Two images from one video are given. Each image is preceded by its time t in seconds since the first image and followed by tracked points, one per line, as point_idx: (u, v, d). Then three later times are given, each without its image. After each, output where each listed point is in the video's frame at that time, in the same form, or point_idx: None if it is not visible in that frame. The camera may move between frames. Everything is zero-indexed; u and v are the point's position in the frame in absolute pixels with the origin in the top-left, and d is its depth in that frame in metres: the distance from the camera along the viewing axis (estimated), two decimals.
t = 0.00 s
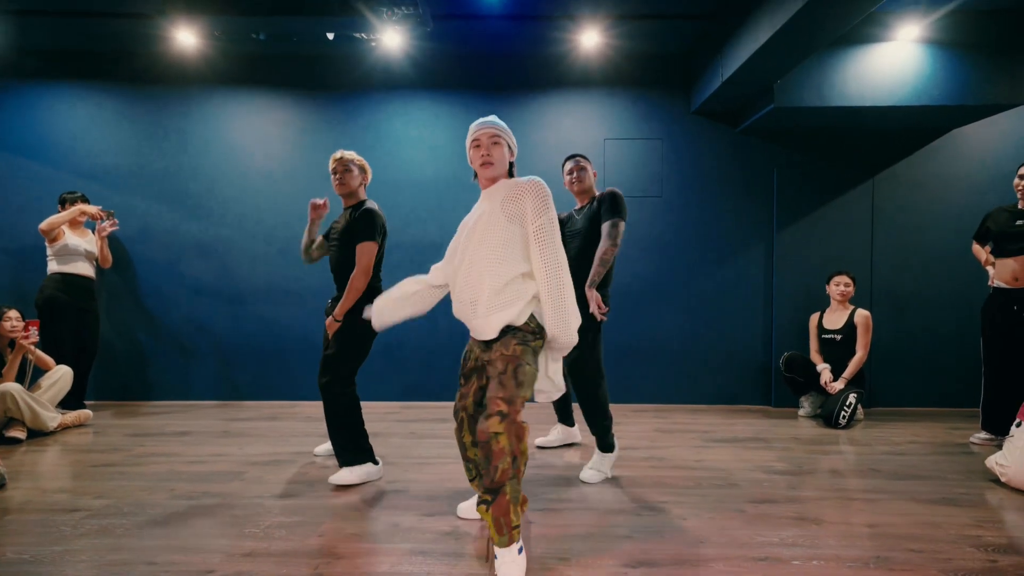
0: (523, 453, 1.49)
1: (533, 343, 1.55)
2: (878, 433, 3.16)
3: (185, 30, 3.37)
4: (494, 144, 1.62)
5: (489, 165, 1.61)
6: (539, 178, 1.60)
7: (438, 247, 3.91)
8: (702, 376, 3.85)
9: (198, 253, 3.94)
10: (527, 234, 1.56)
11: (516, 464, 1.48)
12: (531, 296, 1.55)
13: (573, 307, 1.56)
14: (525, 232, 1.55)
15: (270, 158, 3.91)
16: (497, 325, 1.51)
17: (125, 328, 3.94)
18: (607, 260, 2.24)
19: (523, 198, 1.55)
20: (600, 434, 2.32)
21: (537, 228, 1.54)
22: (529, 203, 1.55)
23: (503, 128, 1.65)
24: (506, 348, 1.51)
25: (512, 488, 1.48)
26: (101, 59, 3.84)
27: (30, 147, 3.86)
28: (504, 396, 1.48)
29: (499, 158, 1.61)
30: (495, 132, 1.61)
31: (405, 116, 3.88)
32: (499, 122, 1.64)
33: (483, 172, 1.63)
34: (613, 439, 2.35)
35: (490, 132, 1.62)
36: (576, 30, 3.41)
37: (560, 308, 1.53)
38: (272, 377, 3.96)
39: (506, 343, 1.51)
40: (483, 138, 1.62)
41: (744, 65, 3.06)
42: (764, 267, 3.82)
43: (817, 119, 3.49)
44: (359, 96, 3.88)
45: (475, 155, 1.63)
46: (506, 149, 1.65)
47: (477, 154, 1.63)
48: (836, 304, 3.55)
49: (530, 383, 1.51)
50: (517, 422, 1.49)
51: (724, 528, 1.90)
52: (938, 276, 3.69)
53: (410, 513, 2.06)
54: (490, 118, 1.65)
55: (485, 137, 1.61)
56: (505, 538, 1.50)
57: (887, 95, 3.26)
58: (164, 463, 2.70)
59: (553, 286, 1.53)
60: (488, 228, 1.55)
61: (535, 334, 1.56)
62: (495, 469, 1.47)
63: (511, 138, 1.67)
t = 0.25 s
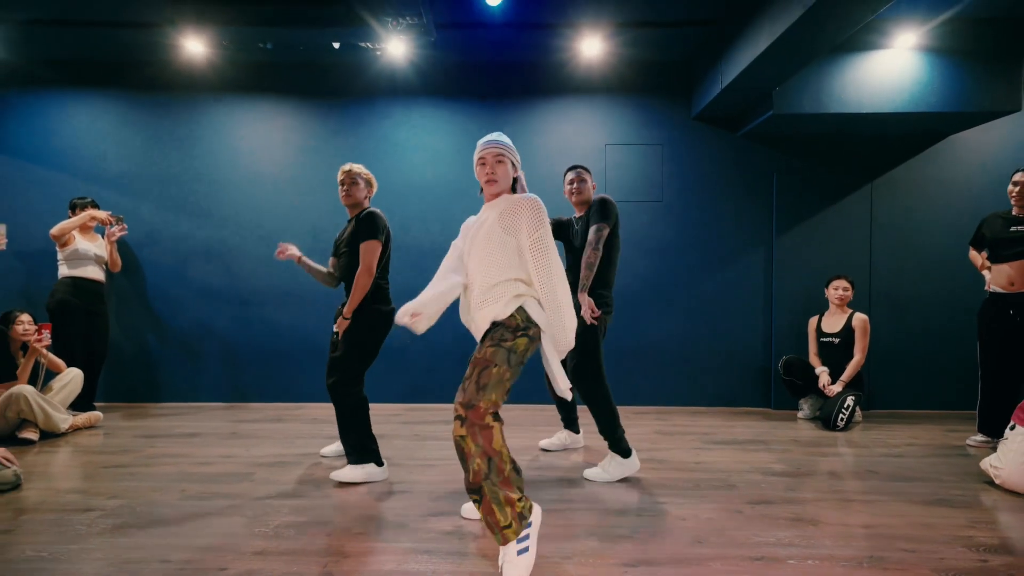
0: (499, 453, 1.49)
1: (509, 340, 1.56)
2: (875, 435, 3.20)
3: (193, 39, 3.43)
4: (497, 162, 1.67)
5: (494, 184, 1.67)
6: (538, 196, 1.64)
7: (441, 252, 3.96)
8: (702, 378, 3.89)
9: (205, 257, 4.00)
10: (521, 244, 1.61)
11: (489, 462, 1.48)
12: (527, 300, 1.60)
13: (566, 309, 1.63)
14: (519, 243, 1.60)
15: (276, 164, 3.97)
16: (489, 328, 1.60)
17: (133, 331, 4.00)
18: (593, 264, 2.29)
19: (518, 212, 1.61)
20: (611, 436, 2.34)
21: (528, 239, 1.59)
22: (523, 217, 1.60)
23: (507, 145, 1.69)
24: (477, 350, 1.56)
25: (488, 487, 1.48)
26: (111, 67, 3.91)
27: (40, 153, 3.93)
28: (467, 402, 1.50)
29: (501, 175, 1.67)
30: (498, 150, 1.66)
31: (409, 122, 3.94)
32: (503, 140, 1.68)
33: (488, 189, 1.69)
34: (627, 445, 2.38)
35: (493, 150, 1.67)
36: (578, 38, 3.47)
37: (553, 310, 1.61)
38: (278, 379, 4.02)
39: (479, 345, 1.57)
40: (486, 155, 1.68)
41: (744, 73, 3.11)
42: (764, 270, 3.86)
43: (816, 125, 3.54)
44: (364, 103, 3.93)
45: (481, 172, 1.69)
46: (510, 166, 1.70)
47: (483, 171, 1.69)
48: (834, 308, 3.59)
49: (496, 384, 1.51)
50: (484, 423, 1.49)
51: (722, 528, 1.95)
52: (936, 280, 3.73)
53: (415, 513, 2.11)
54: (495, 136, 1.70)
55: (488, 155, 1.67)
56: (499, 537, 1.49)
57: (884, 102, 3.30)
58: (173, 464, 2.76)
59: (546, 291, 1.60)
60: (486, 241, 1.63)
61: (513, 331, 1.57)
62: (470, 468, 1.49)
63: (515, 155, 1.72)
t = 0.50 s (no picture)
0: (499, 447, 1.57)
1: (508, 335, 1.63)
2: (873, 432, 3.26)
3: (203, 44, 3.49)
4: (504, 170, 1.73)
5: (502, 192, 1.73)
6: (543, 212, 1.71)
7: (446, 252, 4.02)
8: (703, 376, 3.95)
9: (214, 257, 4.07)
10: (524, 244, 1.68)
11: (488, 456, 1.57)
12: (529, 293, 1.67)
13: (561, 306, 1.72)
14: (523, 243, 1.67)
15: (284, 166, 4.03)
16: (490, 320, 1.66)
17: (144, 330, 4.07)
18: (605, 266, 2.35)
19: (524, 224, 1.68)
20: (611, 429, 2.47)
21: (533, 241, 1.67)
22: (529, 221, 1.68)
23: (513, 152, 1.75)
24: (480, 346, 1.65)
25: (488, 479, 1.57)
26: (121, 71, 3.97)
27: (52, 155, 4.00)
28: (475, 399, 1.60)
29: (509, 183, 1.73)
30: (503, 159, 1.72)
31: (414, 124, 4.00)
32: (508, 149, 1.74)
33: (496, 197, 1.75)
34: (622, 439, 2.50)
35: (499, 160, 1.73)
36: (581, 42, 3.52)
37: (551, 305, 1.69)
38: (286, 377, 4.09)
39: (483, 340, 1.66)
40: (493, 165, 1.74)
41: (744, 77, 3.16)
42: (764, 271, 3.92)
43: (816, 127, 3.59)
44: (370, 106, 4.00)
45: (490, 180, 1.75)
46: (517, 173, 1.76)
47: (491, 179, 1.75)
48: (833, 307, 3.65)
49: (499, 380, 1.59)
50: (489, 419, 1.58)
51: (722, 522, 2.01)
52: (933, 280, 3.79)
53: (424, 507, 2.18)
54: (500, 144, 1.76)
55: (495, 164, 1.73)
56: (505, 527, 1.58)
57: (883, 105, 3.36)
58: (187, 460, 2.84)
59: (546, 287, 1.69)
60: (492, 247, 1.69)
61: (508, 322, 1.63)
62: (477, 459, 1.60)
63: (521, 161, 1.77)
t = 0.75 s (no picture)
0: (533, 445, 1.66)
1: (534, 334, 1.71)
2: (870, 433, 3.33)
3: (216, 52, 3.58)
4: (510, 180, 1.81)
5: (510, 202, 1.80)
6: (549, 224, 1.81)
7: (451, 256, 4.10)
8: (704, 378, 4.02)
9: (224, 261, 4.15)
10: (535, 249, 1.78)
11: (523, 454, 1.65)
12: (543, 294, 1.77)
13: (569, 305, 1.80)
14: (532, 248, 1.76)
15: (293, 171, 4.12)
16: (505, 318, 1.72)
17: (155, 332, 4.15)
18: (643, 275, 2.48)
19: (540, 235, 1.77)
20: (613, 422, 2.55)
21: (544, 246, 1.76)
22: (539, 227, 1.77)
23: (520, 160, 1.81)
24: (506, 344, 1.69)
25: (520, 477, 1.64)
26: (134, 78, 4.06)
27: (66, 161, 4.08)
28: (505, 396, 1.66)
29: (515, 191, 1.79)
30: (507, 170, 1.80)
31: (420, 130, 4.09)
32: (511, 158, 1.81)
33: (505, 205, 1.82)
34: (619, 436, 2.57)
35: (504, 171, 1.81)
36: (584, 50, 3.61)
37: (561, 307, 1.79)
38: (294, 378, 4.16)
39: (505, 340, 1.69)
40: (500, 176, 1.82)
41: (743, 85, 3.24)
42: (764, 274, 3.99)
43: (814, 134, 3.67)
44: (377, 112, 4.08)
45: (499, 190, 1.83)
46: (523, 180, 1.82)
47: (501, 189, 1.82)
48: (831, 310, 3.72)
49: (527, 377, 1.67)
50: (522, 415, 1.66)
51: (721, 517, 2.09)
52: (929, 283, 3.86)
53: (432, 503, 2.25)
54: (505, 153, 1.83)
55: (500, 175, 1.82)
56: (525, 524, 1.66)
57: (879, 112, 3.44)
58: (201, 458, 2.91)
59: (555, 294, 1.78)
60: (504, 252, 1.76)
61: (531, 321, 1.71)
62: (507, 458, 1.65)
63: (527, 167, 1.83)
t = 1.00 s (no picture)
0: (552, 443, 1.79)
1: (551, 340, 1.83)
2: (864, 431, 3.41)
3: (225, 59, 3.66)
4: (503, 190, 1.86)
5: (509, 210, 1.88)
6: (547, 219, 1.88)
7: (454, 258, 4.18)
8: (702, 378, 4.10)
9: (231, 263, 4.23)
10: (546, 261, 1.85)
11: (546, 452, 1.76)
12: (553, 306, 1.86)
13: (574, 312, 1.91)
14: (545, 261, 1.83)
15: (299, 175, 4.20)
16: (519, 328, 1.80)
17: (164, 333, 4.23)
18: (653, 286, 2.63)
19: (551, 244, 1.83)
20: (613, 421, 2.62)
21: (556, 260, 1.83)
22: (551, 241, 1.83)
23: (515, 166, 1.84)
24: (533, 349, 1.78)
25: (542, 474, 1.75)
26: (144, 84, 4.14)
27: (77, 165, 4.16)
28: (533, 398, 1.76)
29: (511, 202, 1.86)
30: (497, 181, 1.84)
31: (424, 135, 4.17)
32: (500, 168, 1.84)
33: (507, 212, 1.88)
34: (620, 435, 2.64)
35: (496, 182, 1.86)
36: (585, 58, 3.69)
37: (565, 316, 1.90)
38: (299, 379, 4.24)
39: (531, 345, 1.78)
40: (494, 186, 1.88)
41: (740, 91, 3.32)
42: (761, 276, 4.07)
43: (810, 139, 3.75)
44: (381, 117, 4.16)
45: (501, 198, 1.87)
46: (521, 186, 1.86)
47: (500, 197, 1.87)
48: (827, 311, 3.80)
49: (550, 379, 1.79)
50: (547, 416, 1.77)
51: (717, 512, 2.16)
52: (923, 285, 3.94)
53: (438, 498, 2.33)
54: (495, 162, 1.86)
55: (494, 186, 1.87)
56: (535, 518, 1.76)
57: (874, 117, 3.51)
58: (211, 455, 2.99)
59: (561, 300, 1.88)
60: (517, 261, 1.81)
61: (549, 329, 1.83)
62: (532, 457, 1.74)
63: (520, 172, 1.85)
